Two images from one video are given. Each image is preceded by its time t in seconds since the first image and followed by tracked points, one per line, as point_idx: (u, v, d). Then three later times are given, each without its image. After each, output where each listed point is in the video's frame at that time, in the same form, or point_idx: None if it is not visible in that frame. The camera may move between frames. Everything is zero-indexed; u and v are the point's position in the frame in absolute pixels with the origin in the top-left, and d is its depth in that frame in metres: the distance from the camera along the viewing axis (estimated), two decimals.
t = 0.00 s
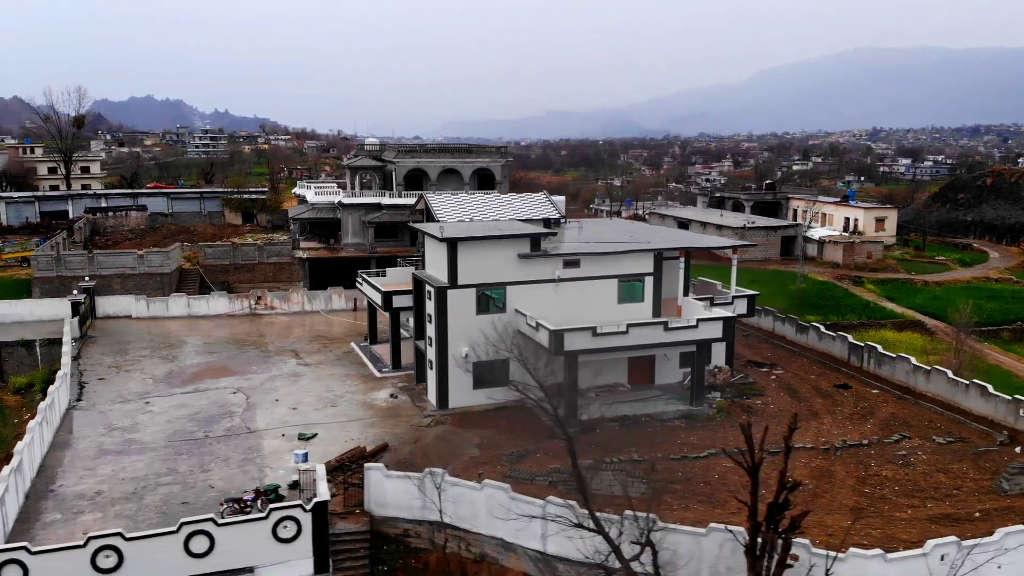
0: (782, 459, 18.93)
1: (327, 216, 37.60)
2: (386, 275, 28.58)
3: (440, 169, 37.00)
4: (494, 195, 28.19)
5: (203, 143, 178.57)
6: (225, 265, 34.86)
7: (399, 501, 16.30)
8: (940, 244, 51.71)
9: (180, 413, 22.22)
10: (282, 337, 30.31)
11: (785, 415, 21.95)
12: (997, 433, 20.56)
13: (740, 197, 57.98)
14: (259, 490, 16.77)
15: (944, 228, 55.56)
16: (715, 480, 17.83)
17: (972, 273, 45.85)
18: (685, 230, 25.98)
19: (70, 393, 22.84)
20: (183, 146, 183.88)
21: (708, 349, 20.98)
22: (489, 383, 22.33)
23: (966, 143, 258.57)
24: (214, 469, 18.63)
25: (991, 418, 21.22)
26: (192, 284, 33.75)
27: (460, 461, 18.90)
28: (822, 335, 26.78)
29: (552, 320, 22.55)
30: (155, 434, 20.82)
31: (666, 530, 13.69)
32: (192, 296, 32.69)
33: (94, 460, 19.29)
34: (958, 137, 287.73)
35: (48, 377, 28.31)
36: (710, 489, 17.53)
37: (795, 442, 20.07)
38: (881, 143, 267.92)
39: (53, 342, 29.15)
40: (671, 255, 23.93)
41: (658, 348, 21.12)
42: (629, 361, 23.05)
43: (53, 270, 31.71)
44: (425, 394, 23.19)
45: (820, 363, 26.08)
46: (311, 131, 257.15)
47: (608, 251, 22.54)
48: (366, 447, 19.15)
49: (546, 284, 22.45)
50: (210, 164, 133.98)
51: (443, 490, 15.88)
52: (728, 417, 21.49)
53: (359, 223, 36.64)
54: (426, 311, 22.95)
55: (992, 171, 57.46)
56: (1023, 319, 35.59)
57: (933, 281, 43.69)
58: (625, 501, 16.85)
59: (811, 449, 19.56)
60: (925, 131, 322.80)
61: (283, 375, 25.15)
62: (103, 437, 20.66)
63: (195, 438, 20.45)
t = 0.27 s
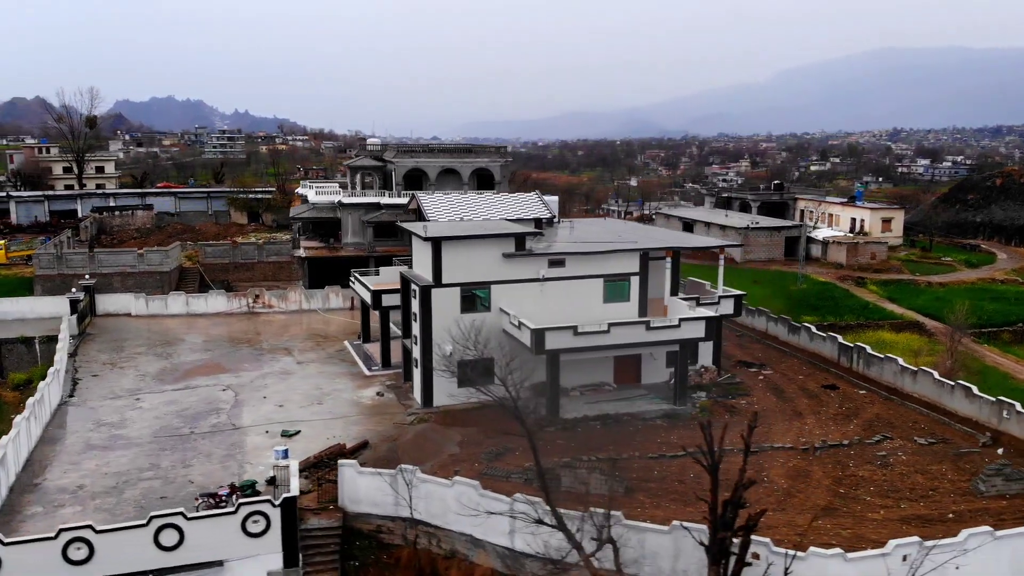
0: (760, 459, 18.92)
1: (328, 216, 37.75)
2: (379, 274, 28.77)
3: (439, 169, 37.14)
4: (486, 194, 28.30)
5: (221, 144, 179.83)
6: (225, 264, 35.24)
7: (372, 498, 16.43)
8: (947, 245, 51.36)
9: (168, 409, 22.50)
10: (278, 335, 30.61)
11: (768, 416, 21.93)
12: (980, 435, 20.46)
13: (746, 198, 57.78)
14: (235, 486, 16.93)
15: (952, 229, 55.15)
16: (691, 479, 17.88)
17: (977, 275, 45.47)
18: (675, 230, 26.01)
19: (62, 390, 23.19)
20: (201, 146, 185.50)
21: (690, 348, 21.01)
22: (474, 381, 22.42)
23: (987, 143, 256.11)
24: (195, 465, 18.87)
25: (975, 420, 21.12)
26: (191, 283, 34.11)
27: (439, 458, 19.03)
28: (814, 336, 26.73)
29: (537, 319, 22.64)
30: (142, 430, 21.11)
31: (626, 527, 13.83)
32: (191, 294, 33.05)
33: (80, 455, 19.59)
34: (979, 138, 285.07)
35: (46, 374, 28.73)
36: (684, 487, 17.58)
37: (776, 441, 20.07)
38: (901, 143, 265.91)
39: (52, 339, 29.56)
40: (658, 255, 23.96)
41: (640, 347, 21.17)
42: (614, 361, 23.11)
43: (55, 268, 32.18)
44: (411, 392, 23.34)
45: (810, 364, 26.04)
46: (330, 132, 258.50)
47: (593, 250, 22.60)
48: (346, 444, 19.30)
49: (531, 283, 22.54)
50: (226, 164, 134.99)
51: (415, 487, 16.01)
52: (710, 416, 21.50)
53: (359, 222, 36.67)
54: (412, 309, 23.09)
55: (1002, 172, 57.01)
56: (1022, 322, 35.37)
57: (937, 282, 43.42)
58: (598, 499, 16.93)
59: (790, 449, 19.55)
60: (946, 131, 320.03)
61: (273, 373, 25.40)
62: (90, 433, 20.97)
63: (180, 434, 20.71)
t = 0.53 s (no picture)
0: (737, 459, 18.99)
1: (328, 215, 38.06)
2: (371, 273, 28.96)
3: (438, 168, 37.28)
4: (477, 194, 28.45)
5: (239, 144, 181.07)
6: (224, 263, 35.63)
7: (345, 494, 16.65)
8: (954, 246, 50.98)
9: (157, 406, 22.81)
10: (273, 333, 30.91)
11: (751, 416, 21.98)
12: (962, 436, 20.41)
13: (753, 198, 57.60)
14: (211, 481, 17.16)
15: (961, 229, 54.73)
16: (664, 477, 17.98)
17: (982, 276, 45.10)
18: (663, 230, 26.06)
19: (54, 386, 23.55)
20: (219, 146, 186.92)
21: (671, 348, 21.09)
22: (458, 380, 22.58)
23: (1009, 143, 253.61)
24: (177, 460, 19.13)
25: (958, 421, 21.08)
26: (191, 282, 34.49)
27: (417, 455, 19.20)
28: (803, 337, 26.73)
29: (521, 318, 22.77)
30: (129, 426, 21.41)
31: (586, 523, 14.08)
32: (189, 293, 33.43)
33: (65, 450, 19.91)
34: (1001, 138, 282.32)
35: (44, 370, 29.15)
36: (657, 486, 17.67)
37: (755, 441, 20.12)
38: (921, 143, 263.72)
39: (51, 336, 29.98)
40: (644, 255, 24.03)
41: (622, 347, 21.26)
42: (598, 360, 23.21)
43: (56, 266, 32.65)
44: (397, 390, 23.53)
45: (799, 365, 26.04)
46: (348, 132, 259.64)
47: (577, 250, 22.71)
48: (326, 441, 19.50)
49: (516, 283, 22.66)
50: (242, 164, 135.96)
51: (386, 483, 16.24)
52: (692, 416, 21.57)
53: (358, 222, 36.97)
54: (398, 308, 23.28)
55: (1012, 172, 56.53)
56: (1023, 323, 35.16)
57: (941, 283, 43.15)
58: (569, 497, 17.05)
59: (768, 449, 19.61)
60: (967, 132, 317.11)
61: (263, 370, 25.66)
62: (78, 428, 21.30)
63: (165, 430, 21.00)
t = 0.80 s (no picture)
0: (712, 458, 19.04)
1: (328, 215, 38.36)
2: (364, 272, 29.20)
3: (436, 168, 37.44)
4: (469, 194, 28.62)
5: (256, 145, 182.38)
6: (224, 262, 36.03)
7: (318, 491, 16.82)
8: (961, 248, 50.60)
9: (146, 402, 23.13)
10: (268, 332, 31.22)
11: (732, 416, 22.01)
12: (942, 437, 20.37)
13: (759, 199, 57.42)
14: (187, 476, 17.35)
15: (969, 231, 54.33)
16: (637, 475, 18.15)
17: (987, 277, 44.66)
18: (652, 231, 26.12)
19: (46, 382, 23.92)
20: (236, 147, 188.38)
21: (652, 348, 21.16)
22: (442, 378, 22.74)
23: None
24: (158, 456, 19.41)
25: (940, 423, 21.01)
26: (190, 281, 34.90)
27: (395, 453, 19.37)
28: (792, 337, 26.76)
29: (505, 317, 22.89)
30: (116, 422, 21.73)
31: (545, 519, 14.43)
32: (188, 291, 33.81)
33: (51, 445, 20.23)
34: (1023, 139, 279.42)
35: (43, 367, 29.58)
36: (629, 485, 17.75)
37: (733, 441, 20.18)
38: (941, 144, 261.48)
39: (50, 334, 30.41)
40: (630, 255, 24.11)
41: (603, 346, 21.37)
42: (583, 359, 23.33)
43: (57, 265, 33.13)
44: (383, 388, 23.72)
45: (787, 366, 26.07)
46: (366, 133, 260.71)
47: (562, 250, 22.83)
48: (305, 439, 19.70)
49: (500, 282, 22.78)
50: (258, 164, 136.91)
51: (357, 480, 16.41)
52: (673, 416, 21.66)
53: (357, 221, 37.25)
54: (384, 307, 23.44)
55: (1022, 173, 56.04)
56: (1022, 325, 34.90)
57: (944, 284, 42.91)
58: (540, 495, 17.22)
59: (745, 449, 19.67)
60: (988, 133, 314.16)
61: (253, 369, 25.94)
62: (66, 424, 21.64)
63: (151, 426, 21.29)
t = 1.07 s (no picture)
0: (688, 458, 19.11)
1: (328, 215, 38.64)
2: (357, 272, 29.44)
3: (435, 169, 37.62)
4: (461, 195, 28.80)
5: (274, 145, 183.69)
6: (224, 261, 36.43)
7: (291, 487, 17.05)
8: (967, 249, 50.25)
9: (136, 399, 23.46)
10: (264, 330, 31.54)
11: (714, 415, 22.05)
12: (922, 439, 20.32)
13: (765, 200, 57.24)
14: (165, 472, 17.61)
15: (977, 232, 53.94)
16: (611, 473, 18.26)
17: (992, 278, 44.23)
18: (640, 231, 26.19)
19: (40, 378, 24.32)
20: (253, 147, 189.69)
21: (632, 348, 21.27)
22: (426, 377, 22.93)
23: None
24: (142, 452, 19.71)
25: (922, 424, 20.96)
26: (190, 280, 35.32)
27: (373, 450, 19.57)
28: (782, 339, 26.76)
29: (490, 317, 23.03)
30: (105, 418, 22.07)
31: (506, 515, 14.59)
32: (187, 290, 34.20)
33: (38, 441, 20.59)
34: None
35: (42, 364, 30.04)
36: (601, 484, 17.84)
37: (711, 441, 20.24)
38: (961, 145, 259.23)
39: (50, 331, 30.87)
40: (616, 256, 24.21)
41: (584, 346, 21.49)
42: (567, 359, 23.46)
43: (59, 264, 33.63)
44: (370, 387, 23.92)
45: (775, 367, 26.08)
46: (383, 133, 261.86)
47: (546, 250, 22.95)
48: (286, 436, 19.93)
49: (485, 282, 22.91)
50: (274, 164, 137.80)
51: (330, 477, 16.65)
52: (654, 416, 21.75)
53: (356, 221, 37.51)
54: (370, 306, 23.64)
55: None
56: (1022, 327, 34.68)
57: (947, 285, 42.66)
58: (512, 493, 17.36)
59: (722, 449, 19.73)
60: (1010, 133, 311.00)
61: (244, 367, 26.24)
62: (56, 420, 22.00)
63: (138, 422, 21.61)
